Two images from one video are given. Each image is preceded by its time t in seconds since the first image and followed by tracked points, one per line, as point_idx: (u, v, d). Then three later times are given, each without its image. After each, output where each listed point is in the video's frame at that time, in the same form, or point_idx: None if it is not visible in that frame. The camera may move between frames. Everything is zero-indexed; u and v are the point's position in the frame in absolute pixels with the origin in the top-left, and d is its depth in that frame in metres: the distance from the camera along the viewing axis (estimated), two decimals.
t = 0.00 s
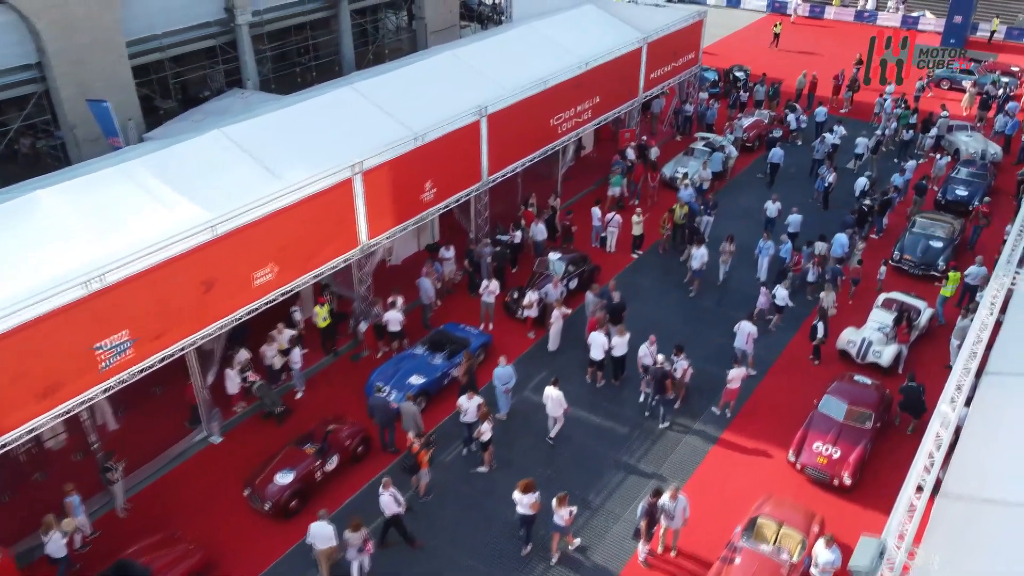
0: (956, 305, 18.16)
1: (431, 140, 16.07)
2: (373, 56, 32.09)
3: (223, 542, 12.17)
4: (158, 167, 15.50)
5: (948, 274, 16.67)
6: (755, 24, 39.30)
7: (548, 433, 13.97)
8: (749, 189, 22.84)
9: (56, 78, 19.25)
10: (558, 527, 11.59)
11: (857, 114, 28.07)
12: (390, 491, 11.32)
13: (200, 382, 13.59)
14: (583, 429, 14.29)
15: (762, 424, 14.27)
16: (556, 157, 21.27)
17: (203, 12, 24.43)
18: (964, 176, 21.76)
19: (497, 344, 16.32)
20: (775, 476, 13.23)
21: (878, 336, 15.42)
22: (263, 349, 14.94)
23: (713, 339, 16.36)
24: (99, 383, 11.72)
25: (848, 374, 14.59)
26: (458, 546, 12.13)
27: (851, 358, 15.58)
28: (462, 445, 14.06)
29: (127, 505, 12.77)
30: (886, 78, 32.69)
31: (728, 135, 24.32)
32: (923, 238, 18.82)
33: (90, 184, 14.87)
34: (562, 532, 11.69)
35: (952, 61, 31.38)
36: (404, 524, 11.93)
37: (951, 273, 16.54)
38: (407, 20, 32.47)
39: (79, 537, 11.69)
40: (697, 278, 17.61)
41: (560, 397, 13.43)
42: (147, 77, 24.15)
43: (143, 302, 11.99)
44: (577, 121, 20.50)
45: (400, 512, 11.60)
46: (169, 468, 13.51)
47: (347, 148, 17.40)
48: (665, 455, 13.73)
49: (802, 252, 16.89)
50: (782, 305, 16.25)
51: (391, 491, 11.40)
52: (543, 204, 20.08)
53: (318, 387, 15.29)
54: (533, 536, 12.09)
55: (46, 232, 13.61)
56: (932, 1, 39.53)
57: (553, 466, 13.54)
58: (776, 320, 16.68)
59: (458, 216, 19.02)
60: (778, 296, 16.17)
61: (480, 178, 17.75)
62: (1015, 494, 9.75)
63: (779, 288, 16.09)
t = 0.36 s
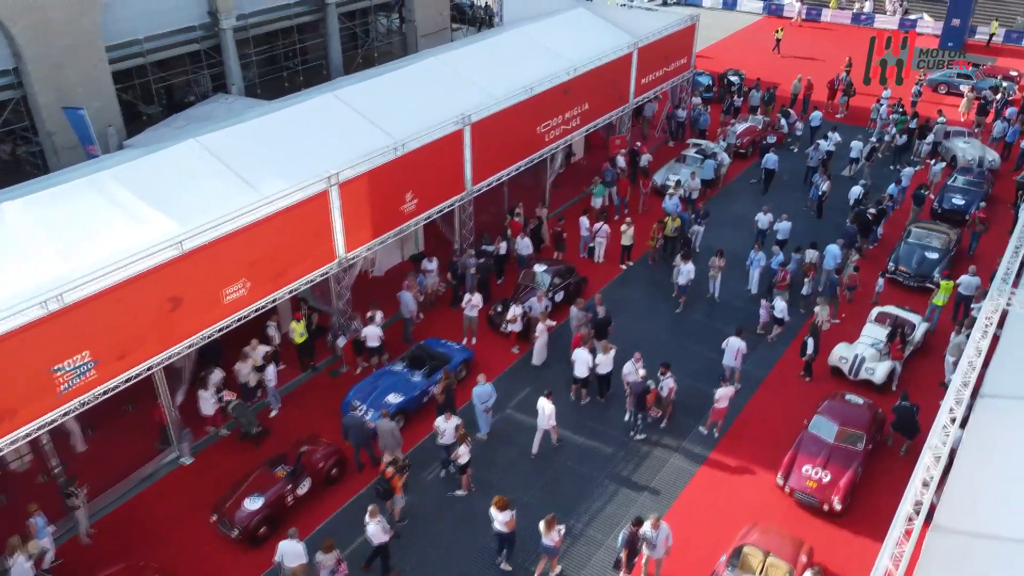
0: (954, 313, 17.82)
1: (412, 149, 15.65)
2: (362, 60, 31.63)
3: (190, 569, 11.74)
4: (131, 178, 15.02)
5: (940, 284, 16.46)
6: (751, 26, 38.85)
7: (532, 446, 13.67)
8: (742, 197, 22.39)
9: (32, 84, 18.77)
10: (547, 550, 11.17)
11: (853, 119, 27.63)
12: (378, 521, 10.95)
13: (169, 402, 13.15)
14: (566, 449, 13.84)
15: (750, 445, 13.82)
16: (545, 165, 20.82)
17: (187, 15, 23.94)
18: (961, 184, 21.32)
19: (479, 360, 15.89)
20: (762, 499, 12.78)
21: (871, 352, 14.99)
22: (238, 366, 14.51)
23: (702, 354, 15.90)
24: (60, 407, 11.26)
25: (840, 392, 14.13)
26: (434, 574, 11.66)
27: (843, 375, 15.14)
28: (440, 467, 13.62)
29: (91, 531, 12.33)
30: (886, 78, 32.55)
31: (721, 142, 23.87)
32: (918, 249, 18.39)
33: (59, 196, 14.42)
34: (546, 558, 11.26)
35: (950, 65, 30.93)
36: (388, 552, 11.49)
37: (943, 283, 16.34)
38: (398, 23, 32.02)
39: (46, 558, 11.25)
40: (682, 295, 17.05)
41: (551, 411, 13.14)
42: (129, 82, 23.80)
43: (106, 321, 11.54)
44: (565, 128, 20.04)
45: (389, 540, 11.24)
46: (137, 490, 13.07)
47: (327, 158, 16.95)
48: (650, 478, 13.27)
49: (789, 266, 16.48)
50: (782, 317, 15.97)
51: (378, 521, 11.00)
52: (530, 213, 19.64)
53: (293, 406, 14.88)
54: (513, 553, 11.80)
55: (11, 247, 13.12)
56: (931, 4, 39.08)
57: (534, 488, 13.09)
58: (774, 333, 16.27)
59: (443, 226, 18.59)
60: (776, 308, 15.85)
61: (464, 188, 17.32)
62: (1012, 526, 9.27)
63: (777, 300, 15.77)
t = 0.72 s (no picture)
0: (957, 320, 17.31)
1: (391, 159, 15.21)
2: (351, 63, 31.13)
3: None
4: (101, 189, 14.54)
5: (929, 291, 16.08)
6: (747, 29, 38.35)
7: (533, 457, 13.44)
8: (734, 205, 21.92)
9: (7, 90, 18.31)
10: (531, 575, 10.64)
11: (849, 124, 27.15)
12: (356, 551, 10.50)
13: (136, 424, 12.70)
14: (547, 471, 13.36)
15: (738, 466, 13.37)
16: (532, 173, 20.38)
17: (169, 19, 23.47)
18: (957, 192, 20.84)
19: (460, 376, 15.45)
20: (749, 525, 12.32)
21: (863, 369, 14.53)
22: (209, 384, 14.05)
23: (691, 370, 15.43)
24: (15, 433, 10.78)
25: (830, 412, 13.68)
26: None
27: (835, 393, 14.69)
28: (416, 490, 13.17)
29: (51, 559, 11.83)
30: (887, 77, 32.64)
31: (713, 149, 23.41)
32: (913, 260, 17.94)
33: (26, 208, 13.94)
34: None
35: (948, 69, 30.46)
36: None
37: (931, 290, 15.96)
38: (389, 26, 31.56)
39: None
40: (668, 308, 16.69)
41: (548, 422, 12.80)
42: (111, 88, 23.37)
43: (64, 343, 11.06)
44: (553, 135, 19.60)
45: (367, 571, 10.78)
46: (101, 515, 12.61)
47: (306, 167, 16.50)
48: (634, 501, 12.79)
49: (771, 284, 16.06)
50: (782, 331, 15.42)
51: (357, 551, 10.55)
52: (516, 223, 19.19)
53: (268, 425, 14.45)
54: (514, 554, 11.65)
55: None
56: (929, 6, 38.62)
57: (513, 513, 12.61)
58: (773, 345, 15.80)
59: (425, 237, 18.15)
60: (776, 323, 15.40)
61: (446, 199, 16.89)
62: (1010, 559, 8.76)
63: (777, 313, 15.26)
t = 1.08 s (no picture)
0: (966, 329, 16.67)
1: (369, 170, 14.76)
2: (340, 67, 30.60)
3: None
4: (68, 202, 14.07)
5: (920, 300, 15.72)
6: (743, 32, 37.81)
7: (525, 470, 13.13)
8: (726, 214, 21.46)
9: None
10: None
11: (845, 130, 26.67)
12: None
13: (99, 447, 12.24)
14: (527, 495, 12.90)
15: (724, 490, 12.89)
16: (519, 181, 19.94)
17: (151, 24, 22.98)
18: (953, 201, 20.36)
19: (440, 394, 15.00)
20: (735, 552, 11.86)
21: (855, 388, 14.05)
22: (179, 404, 13.60)
23: (678, 389, 15.00)
24: None
25: (821, 433, 13.21)
26: None
27: (826, 412, 14.22)
28: (390, 514, 12.71)
29: None
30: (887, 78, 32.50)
31: (705, 156, 22.97)
32: (908, 272, 17.47)
33: None
34: None
35: (946, 73, 29.97)
36: None
37: (922, 299, 15.60)
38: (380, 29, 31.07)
39: None
40: (650, 323, 15.92)
41: (540, 433, 12.56)
42: (92, 94, 23.00)
43: (18, 367, 10.58)
44: (539, 143, 19.16)
45: None
46: (63, 542, 12.17)
47: (283, 178, 16.05)
48: (616, 527, 12.33)
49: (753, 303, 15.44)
50: (779, 347, 15.03)
51: None
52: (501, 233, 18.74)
53: (240, 445, 14.01)
54: None
55: None
56: (927, 9, 38.12)
57: (491, 539, 12.14)
58: (771, 362, 15.31)
59: (407, 248, 17.69)
60: (771, 338, 14.99)
61: (428, 210, 16.45)
62: None
63: (773, 328, 14.88)
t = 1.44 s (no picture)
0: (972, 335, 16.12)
1: (344, 181, 14.30)
2: (328, 71, 30.10)
3: None
4: (33, 215, 13.60)
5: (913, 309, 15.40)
6: (739, 34, 37.31)
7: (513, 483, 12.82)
8: (718, 223, 21.00)
9: None
10: None
11: (841, 135, 26.18)
12: None
13: (60, 472, 11.78)
14: (506, 520, 12.43)
15: (710, 515, 12.43)
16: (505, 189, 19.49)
17: (132, 28, 22.51)
18: (949, 210, 19.89)
19: (419, 413, 14.54)
20: None
21: (847, 408, 13.58)
22: (146, 424, 13.15)
23: (664, 408, 14.54)
24: None
25: (810, 456, 12.74)
26: None
27: (816, 431, 13.76)
28: (363, 541, 12.25)
29: None
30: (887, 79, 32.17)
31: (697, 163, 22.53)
32: (903, 284, 16.99)
33: None
34: None
35: (944, 76, 29.50)
36: None
37: (914, 309, 15.29)
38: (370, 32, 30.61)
39: None
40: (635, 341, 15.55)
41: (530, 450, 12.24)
42: (71, 99, 22.55)
43: None
44: (525, 151, 18.69)
45: None
46: (21, 571, 11.71)
47: (258, 188, 15.59)
48: (597, 554, 11.85)
49: (736, 326, 14.64)
50: (771, 362, 14.57)
51: None
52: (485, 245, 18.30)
53: (211, 467, 13.55)
54: None
55: None
56: (924, 11, 37.65)
57: (466, 566, 11.66)
58: (765, 379, 14.81)
59: (388, 259, 17.23)
60: (764, 352, 14.53)
61: (408, 221, 16.00)
62: None
63: (766, 342, 14.42)
